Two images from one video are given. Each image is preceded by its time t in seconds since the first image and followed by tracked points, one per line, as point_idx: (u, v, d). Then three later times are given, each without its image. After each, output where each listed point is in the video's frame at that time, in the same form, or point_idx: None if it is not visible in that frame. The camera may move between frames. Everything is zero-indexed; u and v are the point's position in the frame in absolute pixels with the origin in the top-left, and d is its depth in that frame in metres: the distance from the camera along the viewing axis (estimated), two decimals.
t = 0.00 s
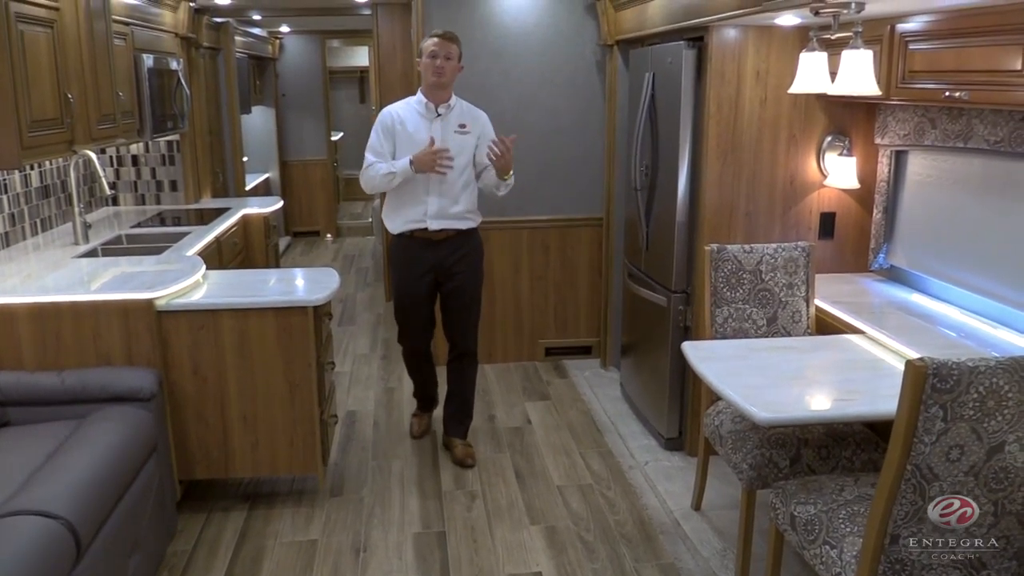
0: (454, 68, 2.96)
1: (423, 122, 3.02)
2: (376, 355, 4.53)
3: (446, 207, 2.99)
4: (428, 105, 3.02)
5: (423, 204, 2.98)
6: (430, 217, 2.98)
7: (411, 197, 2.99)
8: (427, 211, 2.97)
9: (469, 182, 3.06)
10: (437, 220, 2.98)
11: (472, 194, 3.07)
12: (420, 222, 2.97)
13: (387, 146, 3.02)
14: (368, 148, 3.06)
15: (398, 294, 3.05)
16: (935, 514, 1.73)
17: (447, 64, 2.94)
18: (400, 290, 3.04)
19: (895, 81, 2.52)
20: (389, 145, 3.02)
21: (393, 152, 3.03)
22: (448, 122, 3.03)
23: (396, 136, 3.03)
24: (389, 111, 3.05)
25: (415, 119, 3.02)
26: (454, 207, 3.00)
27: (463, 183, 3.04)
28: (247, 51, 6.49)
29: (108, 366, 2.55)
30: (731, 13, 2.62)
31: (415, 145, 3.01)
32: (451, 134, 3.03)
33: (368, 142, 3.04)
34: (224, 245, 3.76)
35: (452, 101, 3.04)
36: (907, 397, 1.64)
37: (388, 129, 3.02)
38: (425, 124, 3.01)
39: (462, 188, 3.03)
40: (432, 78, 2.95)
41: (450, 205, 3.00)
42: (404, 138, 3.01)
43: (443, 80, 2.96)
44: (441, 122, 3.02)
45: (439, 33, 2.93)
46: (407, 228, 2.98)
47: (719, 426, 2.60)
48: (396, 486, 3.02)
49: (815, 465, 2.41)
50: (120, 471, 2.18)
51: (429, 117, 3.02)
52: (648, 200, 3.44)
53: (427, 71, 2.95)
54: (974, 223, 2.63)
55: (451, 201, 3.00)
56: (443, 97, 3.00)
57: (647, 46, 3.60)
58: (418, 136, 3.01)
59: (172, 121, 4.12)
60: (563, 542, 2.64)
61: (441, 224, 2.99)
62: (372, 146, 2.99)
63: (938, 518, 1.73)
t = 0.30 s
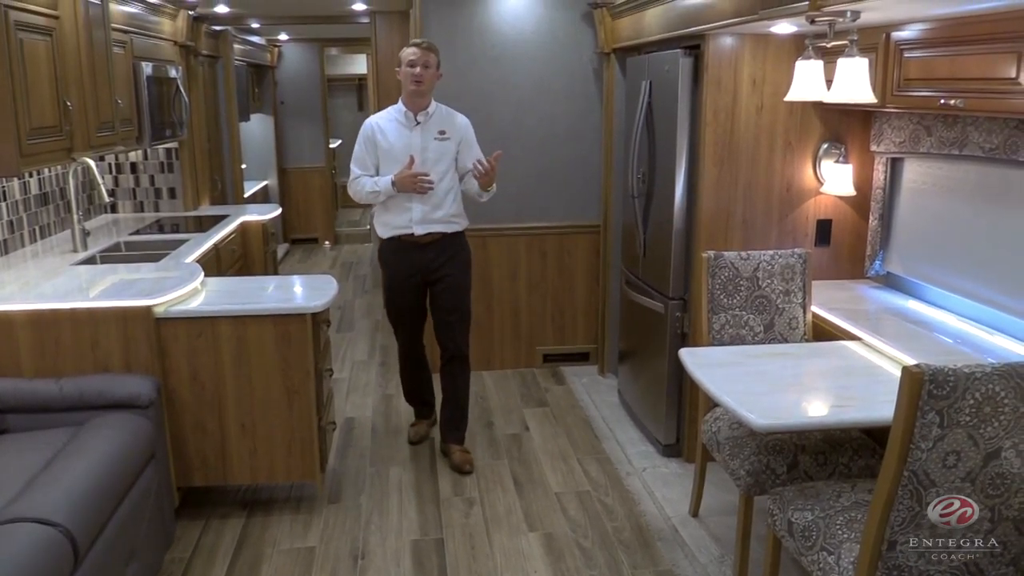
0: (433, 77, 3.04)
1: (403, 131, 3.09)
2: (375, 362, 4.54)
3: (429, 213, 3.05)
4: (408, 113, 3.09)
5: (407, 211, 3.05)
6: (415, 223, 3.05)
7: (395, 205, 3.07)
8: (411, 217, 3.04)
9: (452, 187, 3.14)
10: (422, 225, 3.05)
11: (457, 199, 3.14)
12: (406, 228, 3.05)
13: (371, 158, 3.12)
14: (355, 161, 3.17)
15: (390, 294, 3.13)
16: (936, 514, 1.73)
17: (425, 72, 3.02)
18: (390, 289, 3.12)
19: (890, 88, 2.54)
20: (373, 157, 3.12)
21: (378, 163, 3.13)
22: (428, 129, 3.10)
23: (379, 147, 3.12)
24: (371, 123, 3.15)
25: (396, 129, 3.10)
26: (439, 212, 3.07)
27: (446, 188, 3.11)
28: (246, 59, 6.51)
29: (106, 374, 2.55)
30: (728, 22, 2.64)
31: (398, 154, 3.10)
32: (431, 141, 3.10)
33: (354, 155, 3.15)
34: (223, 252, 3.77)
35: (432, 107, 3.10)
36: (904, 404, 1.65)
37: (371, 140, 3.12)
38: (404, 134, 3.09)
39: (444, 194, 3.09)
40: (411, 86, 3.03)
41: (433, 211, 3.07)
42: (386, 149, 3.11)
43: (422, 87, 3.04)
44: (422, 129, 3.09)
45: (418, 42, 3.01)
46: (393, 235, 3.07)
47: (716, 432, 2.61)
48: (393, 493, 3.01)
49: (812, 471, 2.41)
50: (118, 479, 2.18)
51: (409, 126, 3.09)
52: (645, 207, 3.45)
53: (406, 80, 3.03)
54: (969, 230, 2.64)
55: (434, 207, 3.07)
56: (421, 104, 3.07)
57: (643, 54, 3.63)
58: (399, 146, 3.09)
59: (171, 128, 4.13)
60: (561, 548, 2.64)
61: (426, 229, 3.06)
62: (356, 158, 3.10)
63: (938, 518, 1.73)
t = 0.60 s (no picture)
0: (416, 81, 3.07)
1: (390, 136, 3.11)
2: (374, 367, 4.54)
3: (423, 214, 3.08)
4: (394, 118, 3.10)
5: (400, 214, 3.07)
6: (409, 224, 3.07)
7: (389, 208, 3.09)
8: (405, 219, 3.06)
9: (445, 188, 3.15)
10: (417, 226, 3.07)
11: (450, 200, 3.16)
12: (402, 230, 3.08)
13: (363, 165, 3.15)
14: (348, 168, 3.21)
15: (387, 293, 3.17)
16: (936, 515, 1.73)
17: (408, 78, 3.04)
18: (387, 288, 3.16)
19: (888, 94, 2.55)
20: (364, 164, 3.16)
21: (369, 169, 3.17)
22: (415, 132, 3.11)
23: (369, 153, 3.15)
24: (360, 131, 3.18)
25: (383, 134, 3.12)
26: (433, 213, 3.09)
27: (437, 190, 3.12)
28: (246, 64, 6.53)
29: (106, 378, 2.55)
30: (726, 27, 2.65)
31: (387, 159, 3.12)
32: (419, 143, 3.11)
33: (346, 163, 3.18)
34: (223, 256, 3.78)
35: (417, 110, 3.11)
36: (903, 408, 1.65)
37: (361, 147, 3.16)
38: (392, 139, 3.11)
39: (435, 195, 3.11)
40: (395, 92, 3.06)
41: (426, 212, 3.09)
42: (376, 155, 3.13)
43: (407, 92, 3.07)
44: (409, 133, 3.10)
45: (400, 47, 3.03)
46: (389, 237, 3.11)
47: (715, 437, 2.61)
48: (393, 497, 3.01)
49: (811, 475, 2.42)
50: (118, 484, 2.18)
51: (396, 130, 3.11)
52: (644, 211, 3.46)
53: (390, 86, 3.05)
54: (967, 234, 2.65)
55: (427, 208, 3.09)
56: (406, 108, 3.08)
57: (642, 59, 3.64)
58: (388, 151, 3.12)
59: (171, 133, 4.15)
60: (561, 552, 2.64)
61: (422, 229, 3.08)
62: (348, 166, 3.15)
63: (938, 519, 1.73)
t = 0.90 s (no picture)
0: (408, 83, 3.09)
1: (385, 138, 3.13)
2: (374, 368, 4.55)
3: (422, 213, 3.10)
4: (388, 120, 3.11)
5: (399, 214, 3.09)
6: (409, 223, 3.09)
7: (387, 208, 3.10)
8: (404, 219, 3.08)
9: (442, 187, 3.17)
10: (417, 225, 3.09)
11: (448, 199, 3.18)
12: (402, 229, 3.09)
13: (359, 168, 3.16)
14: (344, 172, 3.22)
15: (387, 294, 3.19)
16: (935, 515, 1.74)
17: (399, 79, 3.06)
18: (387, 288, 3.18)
19: (886, 96, 2.56)
20: (360, 166, 3.17)
21: (366, 170, 3.18)
22: (410, 133, 3.12)
23: (365, 156, 3.16)
24: (355, 135, 3.19)
25: (378, 137, 3.13)
26: (432, 211, 3.11)
27: (435, 188, 3.14)
28: (246, 66, 6.53)
29: (106, 380, 2.56)
30: (724, 30, 2.66)
31: (383, 161, 3.13)
32: (413, 144, 3.12)
33: (343, 166, 3.20)
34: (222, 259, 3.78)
35: (410, 111, 3.12)
36: (901, 410, 1.66)
37: (357, 150, 3.17)
38: (387, 141, 3.12)
39: (433, 194, 3.12)
40: (388, 93, 3.07)
41: (424, 211, 3.11)
42: (372, 157, 3.14)
43: (399, 94, 3.08)
44: (403, 134, 3.11)
45: (389, 50, 3.06)
46: (389, 236, 3.12)
47: (714, 438, 2.62)
48: (392, 499, 3.02)
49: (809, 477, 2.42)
50: (118, 486, 2.19)
51: (391, 132, 3.12)
52: (642, 214, 3.47)
53: (383, 89, 3.06)
54: (965, 236, 2.66)
55: (425, 207, 3.10)
56: (399, 110, 3.09)
57: (640, 62, 3.65)
58: (384, 153, 3.13)
59: (171, 136, 4.16)
60: (559, 554, 2.65)
61: (422, 228, 3.10)
62: (345, 170, 3.16)
63: (938, 519, 1.74)
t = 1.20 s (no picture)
0: (408, 85, 3.11)
1: (385, 139, 3.13)
2: (373, 370, 4.55)
3: (424, 213, 3.11)
4: (388, 122, 3.13)
5: (401, 214, 3.10)
6: (411, 223, 3.10)
7: (389, 209, 3.11)
8: (407, 220, 3.09)
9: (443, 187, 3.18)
10: (419, 225, 3.11)
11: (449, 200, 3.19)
12: (405, 229, 3.11)
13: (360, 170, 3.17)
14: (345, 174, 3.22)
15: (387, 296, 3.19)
16: (935, 515, 1.74)
17: (399, 81, 3.08)
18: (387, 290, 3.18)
19: (883, 98, 2.57)
20: (361, 168, 3.17)
21: (367, 173, 3.19)
22: (410, 135, 3.13)
23: (365, 158, 3.17)
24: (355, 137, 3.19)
25: (378, 139, 3.14)
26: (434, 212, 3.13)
27: (436, 189, 3.15)
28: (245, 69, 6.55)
29: (106, 382, 2.56)
30: (722, 33, 2.67)
31: (384, 162, 3.13)
32: (413, 145, 3.13)
33: (343, 168, 3.20)
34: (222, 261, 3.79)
35: (409, 113, 3.13)
36: (899, 411, 1.67)
37: (357, 151, 3.17)
38: (388, 143, 3.13)
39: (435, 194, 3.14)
40: (388, 95, 3.09)
41: (427, 211, 3.13)
42: (372, 159, 3.15)
43: (399, 95, 3.11)
44: (404, 136, 3.13)
45: (388, 53, 3.09)
46: (392, 238, 3.13)
47: (712, 440, 2.63)
48: (392, 501, 3.02)
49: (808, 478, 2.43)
50: (118, 488, 2.19)
51: (391, 134, 3.13)
52: (641, 216, 3.48)
53: (383, 91, 3.08)
54: (963, 238, 2.67)
55: (427, 208, 3.12)
56: (400, 111, 3.10)
57: (639, 64, 3.66)
58: (384, 154, 3.13)
59: (170, 138, 4.16)
60: (558, 555, 2.65)
61: (425, 228, 3.12)
62: (346, 172, 3.17)
63: (937, 520, 1.74)
